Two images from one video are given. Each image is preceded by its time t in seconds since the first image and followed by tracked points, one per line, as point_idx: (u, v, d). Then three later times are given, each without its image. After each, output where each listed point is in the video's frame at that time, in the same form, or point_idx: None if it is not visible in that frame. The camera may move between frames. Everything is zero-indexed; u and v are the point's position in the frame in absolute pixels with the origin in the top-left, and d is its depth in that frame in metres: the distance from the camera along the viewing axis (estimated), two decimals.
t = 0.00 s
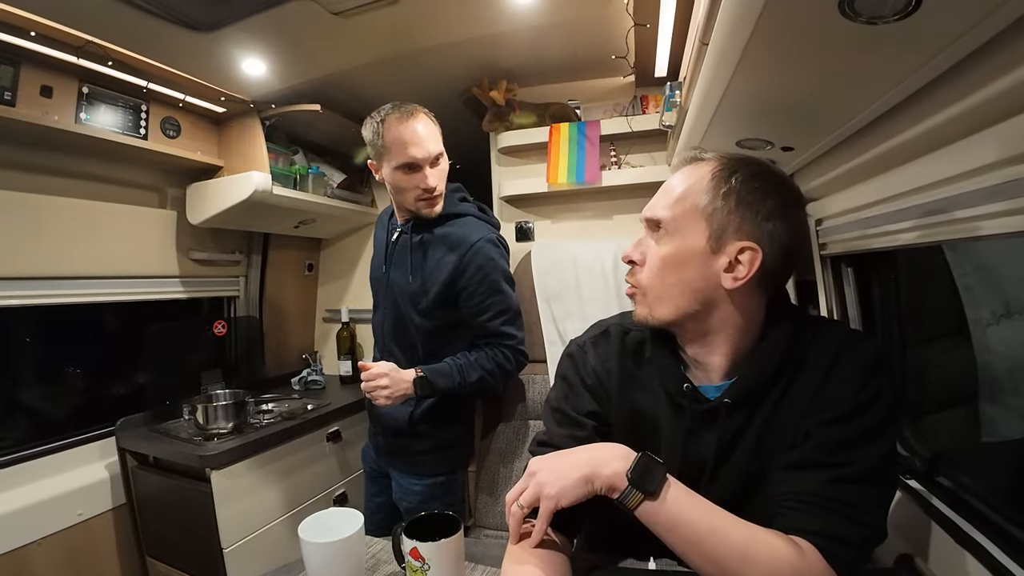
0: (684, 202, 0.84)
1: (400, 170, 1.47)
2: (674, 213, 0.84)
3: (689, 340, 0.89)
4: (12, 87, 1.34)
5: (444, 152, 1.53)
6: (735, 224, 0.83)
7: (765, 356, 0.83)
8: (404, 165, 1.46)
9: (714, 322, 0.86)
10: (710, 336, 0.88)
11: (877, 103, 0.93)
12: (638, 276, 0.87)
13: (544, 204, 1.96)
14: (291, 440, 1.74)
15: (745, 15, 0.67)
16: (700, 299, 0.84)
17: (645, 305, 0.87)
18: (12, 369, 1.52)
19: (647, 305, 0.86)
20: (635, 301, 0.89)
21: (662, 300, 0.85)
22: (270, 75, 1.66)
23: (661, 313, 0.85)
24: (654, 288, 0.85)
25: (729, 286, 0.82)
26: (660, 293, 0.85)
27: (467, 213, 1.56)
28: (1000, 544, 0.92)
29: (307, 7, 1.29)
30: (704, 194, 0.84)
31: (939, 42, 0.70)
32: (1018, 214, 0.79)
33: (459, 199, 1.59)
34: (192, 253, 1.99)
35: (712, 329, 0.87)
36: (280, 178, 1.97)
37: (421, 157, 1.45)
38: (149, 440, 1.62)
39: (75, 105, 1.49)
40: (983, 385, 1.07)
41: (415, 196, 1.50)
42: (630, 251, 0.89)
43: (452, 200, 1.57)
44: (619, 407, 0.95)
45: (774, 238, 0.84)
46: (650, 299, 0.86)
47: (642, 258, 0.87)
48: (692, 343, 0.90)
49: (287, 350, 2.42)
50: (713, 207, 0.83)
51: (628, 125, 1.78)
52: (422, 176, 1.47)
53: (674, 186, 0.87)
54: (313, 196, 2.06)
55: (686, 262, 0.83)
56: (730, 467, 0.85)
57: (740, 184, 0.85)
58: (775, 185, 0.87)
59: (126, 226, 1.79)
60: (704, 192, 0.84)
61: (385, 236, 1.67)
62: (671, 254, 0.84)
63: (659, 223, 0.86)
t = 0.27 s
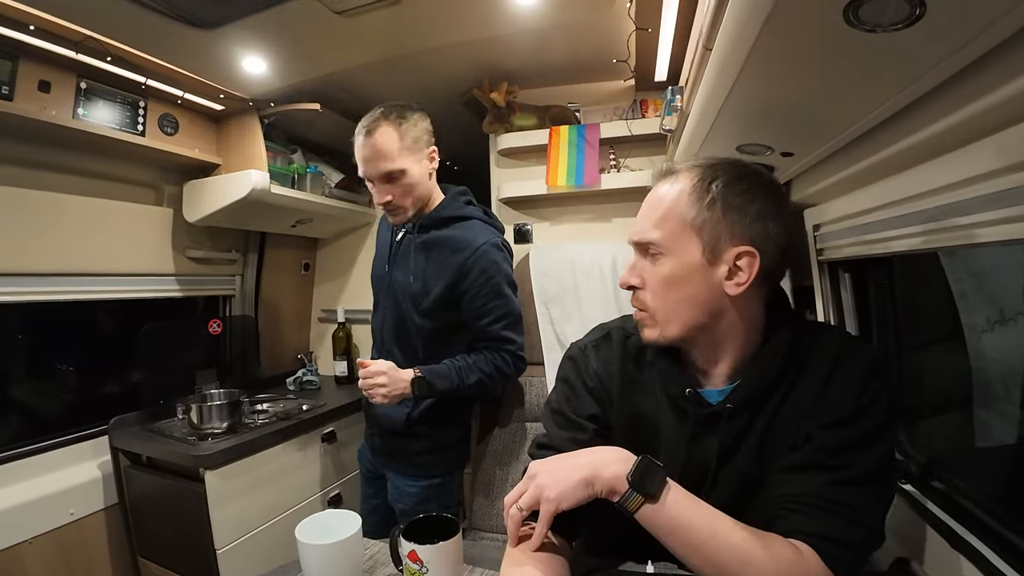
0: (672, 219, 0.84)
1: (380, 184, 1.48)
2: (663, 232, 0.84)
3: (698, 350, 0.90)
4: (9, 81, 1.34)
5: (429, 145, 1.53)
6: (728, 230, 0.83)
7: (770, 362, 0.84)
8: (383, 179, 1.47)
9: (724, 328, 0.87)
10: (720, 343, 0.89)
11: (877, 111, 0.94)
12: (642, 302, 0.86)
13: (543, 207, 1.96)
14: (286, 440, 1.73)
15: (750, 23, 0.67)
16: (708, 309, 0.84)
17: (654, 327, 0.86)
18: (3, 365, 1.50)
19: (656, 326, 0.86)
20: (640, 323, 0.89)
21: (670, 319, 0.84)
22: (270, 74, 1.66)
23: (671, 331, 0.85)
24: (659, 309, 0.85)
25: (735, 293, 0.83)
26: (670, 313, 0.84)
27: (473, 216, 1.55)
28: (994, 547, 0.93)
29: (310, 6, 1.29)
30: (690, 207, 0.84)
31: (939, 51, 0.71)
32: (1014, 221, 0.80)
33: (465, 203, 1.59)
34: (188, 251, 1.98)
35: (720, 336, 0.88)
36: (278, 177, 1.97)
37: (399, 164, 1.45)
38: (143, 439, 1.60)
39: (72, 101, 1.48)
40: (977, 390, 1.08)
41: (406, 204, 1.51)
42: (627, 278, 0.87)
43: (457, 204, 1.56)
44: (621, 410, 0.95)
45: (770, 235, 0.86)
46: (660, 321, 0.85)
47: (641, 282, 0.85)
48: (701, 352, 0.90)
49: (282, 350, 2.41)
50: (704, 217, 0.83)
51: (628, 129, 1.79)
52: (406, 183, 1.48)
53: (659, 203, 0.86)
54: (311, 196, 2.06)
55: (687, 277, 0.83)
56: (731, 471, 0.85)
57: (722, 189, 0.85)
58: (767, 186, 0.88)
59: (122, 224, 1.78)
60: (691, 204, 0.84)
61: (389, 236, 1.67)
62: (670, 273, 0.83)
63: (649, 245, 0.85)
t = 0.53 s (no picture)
0: (648, 224, 0.84)
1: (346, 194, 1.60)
2: (640, 237, 0.84)
3: (687, 351, 0.90)
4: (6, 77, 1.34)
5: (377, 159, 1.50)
6: (704, 231, 0.83)
7: (755, 362, 0.84)
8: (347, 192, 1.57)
9: (706, 329, 0.87)
10: (703, 344, 0.89)
11: (876, 115, 0.94)
12: (622, 307, 0.87)
13: (541, 208, 1.96)
14: (281, 439, 1.72)
15: (751, 26, 0.67)
16: (690, 312, 0.84)
17: (635, 330, 0.87)
18: None
19: (638, 330, 0.86)
20: (624, 327, 0.89)
21: (652, 322, 0.85)
22: (268, 72, 1.65)
23: (653, 334, 0.85)
24: (639, 313, 0.85)
25: (713, 293, 0.83)
26: (650, 317, 0.85)
27: (470, 218, 1.56)
28: (988, 548, 0.93)
29: (310, 4, 1.28)
30: (666, 210, 0.84)
31: (939, 56, 0.71)
32: (1010, 225, 0.81)
33: (463, 204, 1.60)
34: (185, 249, 1.97)
35: (704, 336, 0.88)
36: (276, 175, 1.96)
37: (349, 181, 1.53)
38: (137, 437, 1.59)
39: (69, 97, 1.47)
40: (971, 394, 1.09)
41: (378, 212, 1.60)
42: (607, 283, 0.88)
43: (455, 205, 1.57)
44: (613, 412, 0.94)
45: (748, 235, 0.86)
46: (642, 325, 0.86)
47: (622, 286, 0.86)
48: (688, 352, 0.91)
49: (278, 349, 2.40)
50: (680, 220, 0.83)
51: (627, 130, 1.79)
52: (364, 197, 1.55)
53: (636, 208, 0.86)
54: (309, 194, 2.05)
55: (666, 281, 0.83)
56: (722, 472, 0.85)
57: (697, 191, 0.84)
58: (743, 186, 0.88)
59: (118, 221, 1.77)
60: (666, 207, 0.84)
61: (388, 238, 1.67)
62: (648, 278, 0.83)
63: (627, 251, 0.85)
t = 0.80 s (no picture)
0: (638, 219, 0.83)
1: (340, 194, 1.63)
2: (630, 233, 0.83)
3: (674, 350, 0.89)
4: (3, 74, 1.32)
5: (365, 158, 1.51)
6: (693, 225, 0.83)
7: (737, 358, 0.84)
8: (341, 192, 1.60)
9: (694, 325, 0.87)
10: (690, 340, 0.88)
11: (877, 117, 0.94)
12: (610, 306, 0.85)
13: (539, 208, 1.95)
14: (279, 439, 1.71)
15: (753, 27, 0.67)
16: (679, 307, 0.84)
17: (626, 329, 0.84)
18: None
19: (627, 329, 0.84)
20: (611, 327, 0.86)
21: (643, 319, 0.83)
22: (267, 70, 1.65)
23: (646, 330, 0.83)
24: (631, 311, 0.83)
25: (703, 286, 0.83)
26: (641, 314, 0.83)
27: (461, 215, 1.55)
28: (985, 551, 0.93)
29: (308, 3, 1.28)
30: (656, 205, 0.83)
31: (940, 58, 0.71)
32: (1010, 228, 0.80)
33: (457, 202, 1.59)
34: (182, 248, 1.96)
35: (692, 332, 0.87)
36: (274, 174, 1.95)
37: (340, 181, 1.55)
38: (134, 437, 1.59)
39: (66, 95, 1.46)
40: (970, 396, 1.09)
41: (373, 211, 1.62)
42: (593, 282, 0.86)
43: (448, 202, 1.56)
44: (602, 412, 0.94)
45: (728, 231, 0.87)
46: (633, 323, 0.83)
47: (611, 284, 0.84)
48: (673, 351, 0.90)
49: (276, 348, 2.39)
50: (671, 213, 0.83)
51: (626, 131, 1.79)
52: (356, 196, 1.57)
53: (623, 204, 0.85)
54: (307, 193, 2.04)
55: (657, 276, 0.82)
56: (710, 472, 0.85)
57: (684, 186, 0.85)
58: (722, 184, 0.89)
59: (115, 219, 1.76)
60: (655, 202, 0.83)
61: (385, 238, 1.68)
62: (639, 273, 0.82)
63: (618, 247, 0.83)
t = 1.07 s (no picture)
0: (669, 197, 0.84)
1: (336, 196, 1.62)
2: (666, 210, 0.83)
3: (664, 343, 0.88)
4: None
5: (361, 157, 1.52)
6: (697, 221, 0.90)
7: (695, 353, 0.84)
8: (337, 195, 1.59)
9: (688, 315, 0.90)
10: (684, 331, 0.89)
11: (877, 116, 0.93)
12: (644, 279, 0.80)
13: (538, 207, 1.95)
14: (277, 438, 1.71)
15: (751, 25, 0.66)
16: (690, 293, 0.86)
17: (656, 306, 0.80)
18: None
19: (660, 305, 0.80)
20: (631, 306, 0.81)
21: (673, 296, 0.81)
22: (264, 69, 1.64)
23: (673, 310, 0.81)
24: (665, 287, 0.81)
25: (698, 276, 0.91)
26: (674, 289, 0.82)
27: (451, 214, 1.54)
28: (980, 551, 0.93)
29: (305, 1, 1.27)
30: (677, 192, 0.86)
31: (939, 58, 0.70)
32: (1009, 229, 0.80)
33: (449, 201, 1.58)
34: (180, 247, 1.96)
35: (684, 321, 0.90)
36: (272, 172, 1.95)
37: (337, 182, 1.55)
38: (131, 436, 1.58)
39: (63, 94, 1.46)
40: (969, 397, 1.08)
41: (370, 211, 1.61)
42: (628, 254, 0.80)
43: (440, 201, 1.55)
44: (578, 410, 0.92)
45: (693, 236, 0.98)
46: (665, 299, 0.81)
47: (646, 258, 0.80)
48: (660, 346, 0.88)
49: (274, 347, 2.39)
50: (686, 202, 0.88)
51: (625, 130, 1.78)
52: (354, 197, 1.57)
53: (655, 182, 0.85)
54: (305, 192, 2.04)
55: (685, 256, 0.84)
56: (683, 469, 0.85)
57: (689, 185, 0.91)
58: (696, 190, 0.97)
59: (113, 218, 1.75)
60: (676, 188, 0.87)
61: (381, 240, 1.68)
62: (676, 247, 0.82)
63: (654, 221, 0.82)
